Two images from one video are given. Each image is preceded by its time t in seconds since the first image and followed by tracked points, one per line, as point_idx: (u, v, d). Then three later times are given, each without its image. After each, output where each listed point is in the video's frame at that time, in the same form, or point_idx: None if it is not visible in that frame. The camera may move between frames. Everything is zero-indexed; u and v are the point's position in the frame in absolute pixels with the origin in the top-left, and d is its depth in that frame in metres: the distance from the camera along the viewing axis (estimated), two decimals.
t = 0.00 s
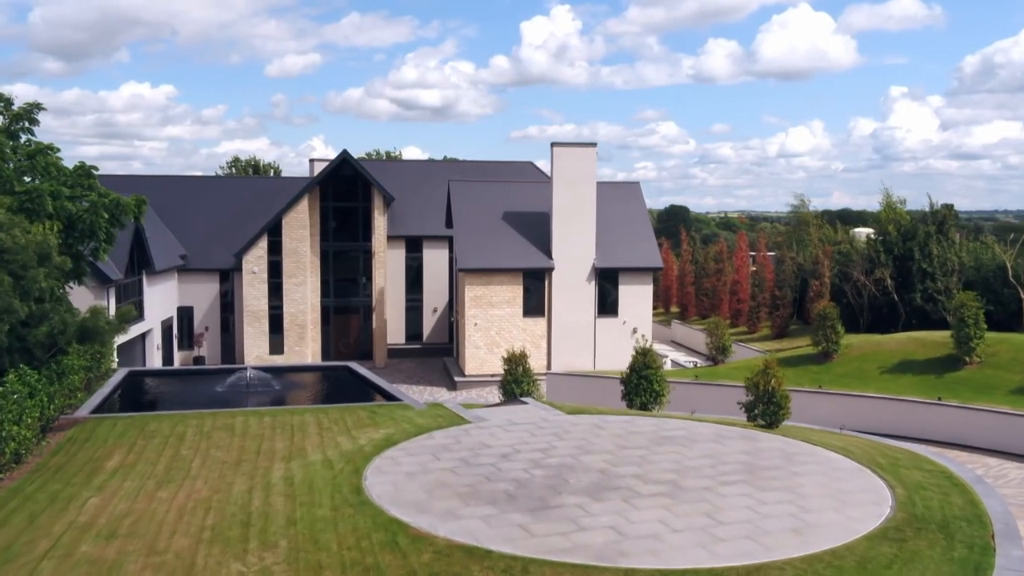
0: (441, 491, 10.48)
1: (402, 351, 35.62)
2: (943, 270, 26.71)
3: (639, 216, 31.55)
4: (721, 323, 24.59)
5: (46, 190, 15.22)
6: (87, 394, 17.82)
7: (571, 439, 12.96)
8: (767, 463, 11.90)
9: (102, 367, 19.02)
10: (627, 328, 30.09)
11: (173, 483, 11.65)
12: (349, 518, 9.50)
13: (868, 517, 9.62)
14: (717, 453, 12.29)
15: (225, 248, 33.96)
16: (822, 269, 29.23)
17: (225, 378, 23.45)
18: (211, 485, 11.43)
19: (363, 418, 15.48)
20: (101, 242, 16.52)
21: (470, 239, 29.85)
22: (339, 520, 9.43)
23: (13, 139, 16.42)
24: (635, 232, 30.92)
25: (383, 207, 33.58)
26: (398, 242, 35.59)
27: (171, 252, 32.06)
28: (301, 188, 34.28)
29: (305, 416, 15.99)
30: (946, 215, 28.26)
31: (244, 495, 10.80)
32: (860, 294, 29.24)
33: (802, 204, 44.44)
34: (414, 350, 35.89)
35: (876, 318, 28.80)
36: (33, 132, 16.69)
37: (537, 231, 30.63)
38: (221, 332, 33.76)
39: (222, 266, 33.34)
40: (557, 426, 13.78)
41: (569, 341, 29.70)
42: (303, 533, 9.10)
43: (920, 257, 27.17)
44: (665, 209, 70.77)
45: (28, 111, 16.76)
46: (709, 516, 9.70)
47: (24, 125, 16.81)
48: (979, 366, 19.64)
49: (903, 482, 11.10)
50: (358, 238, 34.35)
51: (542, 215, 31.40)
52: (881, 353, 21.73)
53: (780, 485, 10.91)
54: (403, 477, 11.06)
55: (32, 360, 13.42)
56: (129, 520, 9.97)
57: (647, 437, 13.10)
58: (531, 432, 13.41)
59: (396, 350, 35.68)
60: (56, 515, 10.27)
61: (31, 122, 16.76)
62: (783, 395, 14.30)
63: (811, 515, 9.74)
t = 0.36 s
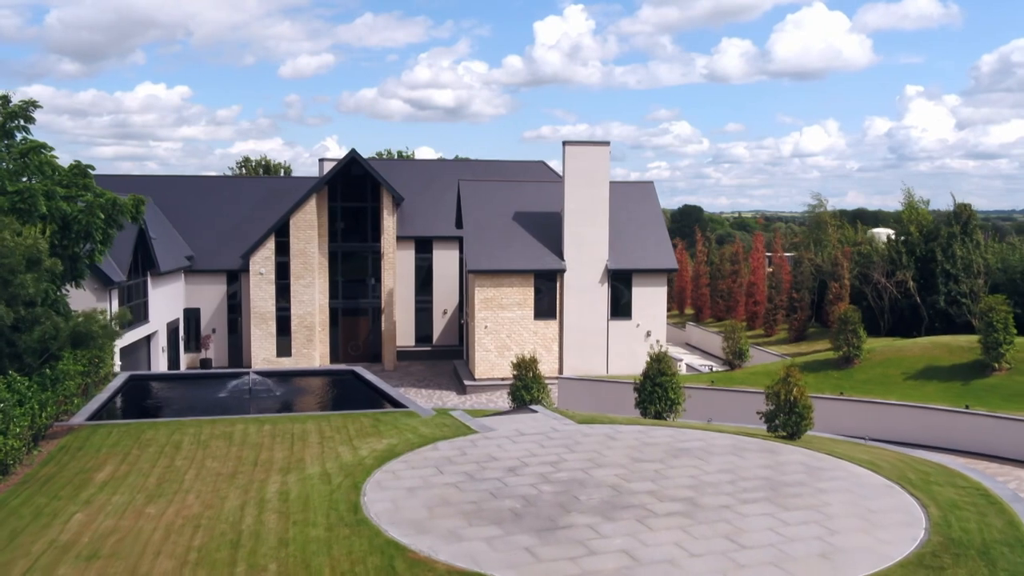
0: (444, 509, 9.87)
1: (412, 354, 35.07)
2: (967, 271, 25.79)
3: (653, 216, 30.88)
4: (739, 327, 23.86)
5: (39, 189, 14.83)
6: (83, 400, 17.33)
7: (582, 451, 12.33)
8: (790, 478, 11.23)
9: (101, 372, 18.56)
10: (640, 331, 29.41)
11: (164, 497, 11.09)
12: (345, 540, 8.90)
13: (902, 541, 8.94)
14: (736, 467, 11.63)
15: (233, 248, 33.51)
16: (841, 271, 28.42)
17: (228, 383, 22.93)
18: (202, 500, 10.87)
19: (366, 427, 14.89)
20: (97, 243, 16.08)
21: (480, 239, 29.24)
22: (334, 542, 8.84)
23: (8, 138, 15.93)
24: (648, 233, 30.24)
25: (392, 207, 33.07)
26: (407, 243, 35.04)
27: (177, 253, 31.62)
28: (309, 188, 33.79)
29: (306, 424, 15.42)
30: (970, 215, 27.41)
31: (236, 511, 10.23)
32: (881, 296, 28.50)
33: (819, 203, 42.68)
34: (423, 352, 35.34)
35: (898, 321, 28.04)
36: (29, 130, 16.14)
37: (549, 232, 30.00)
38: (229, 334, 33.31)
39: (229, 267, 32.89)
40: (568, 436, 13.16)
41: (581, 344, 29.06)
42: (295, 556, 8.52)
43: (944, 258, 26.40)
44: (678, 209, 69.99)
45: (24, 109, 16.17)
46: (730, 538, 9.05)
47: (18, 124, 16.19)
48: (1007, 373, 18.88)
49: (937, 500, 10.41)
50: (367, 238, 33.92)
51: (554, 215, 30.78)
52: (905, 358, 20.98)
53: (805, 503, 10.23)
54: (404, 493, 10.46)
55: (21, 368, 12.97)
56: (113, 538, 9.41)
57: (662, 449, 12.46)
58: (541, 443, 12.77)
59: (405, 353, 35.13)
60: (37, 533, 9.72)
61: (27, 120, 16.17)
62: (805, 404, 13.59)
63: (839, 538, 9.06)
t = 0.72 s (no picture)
0: (443, 531, 9.24)
1: (420, 356, 34.49)
2: (993, 273, 24.69)
3: (667, 217, 30.16)
4: (756, 331, 23.01)
5: (28, 189, 14.34)
6: (78, 406, 16.80)
7: (592, 465, 11.67)
8: (814, 496, 10.53)
9: (97, 377, 18.05)
10: (653, 334, 28.71)
11: (150, 514, 10.51)
12: (336, 566, 8.28)
13: (938, 571, 8.25)
14: (756, 484, 10.94)
15: (239, 249, 33.02)
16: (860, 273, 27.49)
17: (230, 387, 22.39)
18: (190, 518, 10.28)
19: (368, 437, 14.28)
20: (91, 244, 15.63)
21: (489, 240, 28.60)
22: (324, 569, 8.22)
23: None
24: (662, 234, 29.53)
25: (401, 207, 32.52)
26: (416, 244, 34.46)
27: (182, 254, 31.16)
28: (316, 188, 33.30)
29: (305, 433, 14.82)
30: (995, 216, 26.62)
31: (223, 531, 9.64)
32: (902, 300, 27.71)
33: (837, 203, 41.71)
34: (432, 355, 34.75)
35: (919, 325, 27.24)
36: (22, 129, 15.68)
37: (560, 233, 29.34)
38: (235, 336, 32.83)
39: (235, 268, 32.42)
40: (577, 449, 12.51)
41: (592, 348, 28.37)
42: None
43: (968, 259, 25.52)
44: (691, 209, 69.16)
45: (17, 106, 15.72)
46: (750, 566, 8.38)
47: (11, 121, 15.75)
48: None
49: (973, 523, 9.69)
50: (375, 239, 33.36)
51: (565, 215, 30.11)
52: (929, 365, 20.19)
53: (831, 525, 9.53)
54: (402, 512, 9.84)
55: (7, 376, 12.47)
56: (91, 561, 8.83)
57: (677, 463, 11.79)
58: (548, 456, 12.12)
59: (414, 355, 34.56)
60: (11, 555, 9.14)
61: (20, 118, 15.72)
62: (827, 415, 12.89)
63: (869, 567, 8.37)
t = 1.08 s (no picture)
0: (440, 555, 8.60)
1: (429, 359, 33.90)
2: (1018, 275, 24.07)
3: (681, 217, 29.44)
4: (773, 336, 22.16)
5: (17, 188, 13.78)
6: (69, 414, 16.24)
7: (601, 481, 11.00)
8: (839, 517, 9.82)
9: (91, 383, 17.49)
10: (666, 337, 27.97)
11: (131, 533, 9.91)
12: None
13: None
14: (776, 503, 10.24)
15: (244, 251, 32.51)
16: (880, 275, 26.67)
17: (230, 392, 21.81)
18: (173, 537, 9.68)
19: (366, 449, 13.65)
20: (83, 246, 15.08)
21: (498, 242, 27.95)
22: None
23: None
24: (674, 234, 28.82)
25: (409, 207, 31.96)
26: (425, 244, 33.87)
27: (187, 255, 30.68)
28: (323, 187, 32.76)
29: (302, 444, 14.21)
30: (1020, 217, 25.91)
31: (205, 553, 9.03)
32: (923, 303, 26.90)
33: (856, 203, 40.91)
34: (440, 358, 34.13)
35: (942, 329, 26.45)
36: (11, 126, 15.20)
37: (571, 234, 28.65)
38: (240, 338, 32.34)
39: (240, 269, 31.91)
40: (586, 463, 11.84)
41: (603, 352, 27.67)
42: None
43: (993, 261, 24.76)
44: (704, 209, 68.33)
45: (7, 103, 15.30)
46: None
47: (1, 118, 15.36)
48: None
49: (1013, 550, 8.96)
50: (382, 239, 32.72)
51: (576, 215, 29.44)
52: (954, 372, 19.40)
53: (858, 550, 8.83)
54: (397, 533, 9.20)
55: None
56: None
57: (692, 479, 11.10)
58: (555, 471, 11.45)
59: (422, 358, 33.97)
60: None
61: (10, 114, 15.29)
62: (851, 427, 12.14)
63: None
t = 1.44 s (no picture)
0: None
1: (437, 363, 33.26)
2: None
3: (695, 218, 28.64)
4: (790, 342, 21.29)
5: None
6: (57, 423, 15.62)
7: (610, 502, 10.27)
8: (869, 544, 9.05)
9: (82, 391, 16.84)
10: (680, 342, 27.16)
11: (106, 557, 9.26)
12: None
13: None
14: (800, 528, 9.48)
15: (249, 252, 31.95)
16: (902, 278, 25.78)
17: (228, 399, 21.18)
18: (149, 563, 9.01)
19: (363, 463, 12.96)
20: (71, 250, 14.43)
21: (507, 244, 27.24)
22: None
23: None
24: (688, 235, 28.03)
25: (416, 208, 31.31)
26: (433, 246, 33.22)
27: (190, 257, 30.14)
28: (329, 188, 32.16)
29: (296, 457, 13.54)
30: None
31: None
32: (947, 307, 26.01)
33: (876, 203, 40.00)
34: (449, 361, 33.46)
35: (967, 334, 25.56)
36: None
37: (582, 235, 27.90)
38: (245, 342, 31.78)
39: (245, 271, 31.35)
40: (594, 481, 11.12)
41: (615, 357, 26.88)
42: None
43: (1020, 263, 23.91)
44: (717, 209, 67.44)
45: None
46: None
47: None
48: None
49: None
50: (389, 241, 32.10)
51: (587, 217, 28.70)
52: (982, 380, 18.55)
53: None
54: (388, 562, 8.50)
55: None
56: None
57: (708, 501, 10.35)
58: (561, 490, 10.72)
59: (430, 362, 33.34)
60: None
61: None
62: (879, 444, 11.34)
63: None
